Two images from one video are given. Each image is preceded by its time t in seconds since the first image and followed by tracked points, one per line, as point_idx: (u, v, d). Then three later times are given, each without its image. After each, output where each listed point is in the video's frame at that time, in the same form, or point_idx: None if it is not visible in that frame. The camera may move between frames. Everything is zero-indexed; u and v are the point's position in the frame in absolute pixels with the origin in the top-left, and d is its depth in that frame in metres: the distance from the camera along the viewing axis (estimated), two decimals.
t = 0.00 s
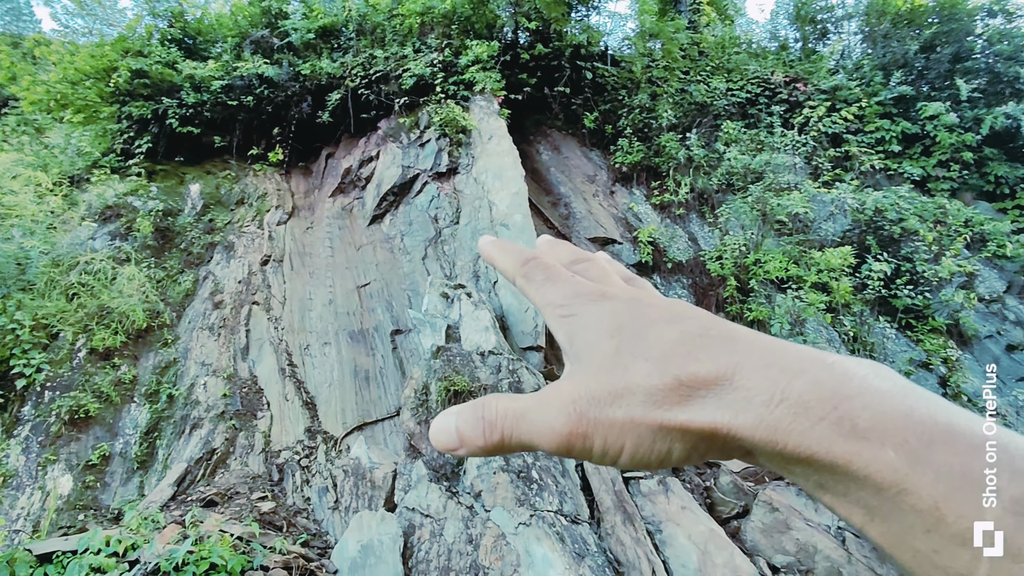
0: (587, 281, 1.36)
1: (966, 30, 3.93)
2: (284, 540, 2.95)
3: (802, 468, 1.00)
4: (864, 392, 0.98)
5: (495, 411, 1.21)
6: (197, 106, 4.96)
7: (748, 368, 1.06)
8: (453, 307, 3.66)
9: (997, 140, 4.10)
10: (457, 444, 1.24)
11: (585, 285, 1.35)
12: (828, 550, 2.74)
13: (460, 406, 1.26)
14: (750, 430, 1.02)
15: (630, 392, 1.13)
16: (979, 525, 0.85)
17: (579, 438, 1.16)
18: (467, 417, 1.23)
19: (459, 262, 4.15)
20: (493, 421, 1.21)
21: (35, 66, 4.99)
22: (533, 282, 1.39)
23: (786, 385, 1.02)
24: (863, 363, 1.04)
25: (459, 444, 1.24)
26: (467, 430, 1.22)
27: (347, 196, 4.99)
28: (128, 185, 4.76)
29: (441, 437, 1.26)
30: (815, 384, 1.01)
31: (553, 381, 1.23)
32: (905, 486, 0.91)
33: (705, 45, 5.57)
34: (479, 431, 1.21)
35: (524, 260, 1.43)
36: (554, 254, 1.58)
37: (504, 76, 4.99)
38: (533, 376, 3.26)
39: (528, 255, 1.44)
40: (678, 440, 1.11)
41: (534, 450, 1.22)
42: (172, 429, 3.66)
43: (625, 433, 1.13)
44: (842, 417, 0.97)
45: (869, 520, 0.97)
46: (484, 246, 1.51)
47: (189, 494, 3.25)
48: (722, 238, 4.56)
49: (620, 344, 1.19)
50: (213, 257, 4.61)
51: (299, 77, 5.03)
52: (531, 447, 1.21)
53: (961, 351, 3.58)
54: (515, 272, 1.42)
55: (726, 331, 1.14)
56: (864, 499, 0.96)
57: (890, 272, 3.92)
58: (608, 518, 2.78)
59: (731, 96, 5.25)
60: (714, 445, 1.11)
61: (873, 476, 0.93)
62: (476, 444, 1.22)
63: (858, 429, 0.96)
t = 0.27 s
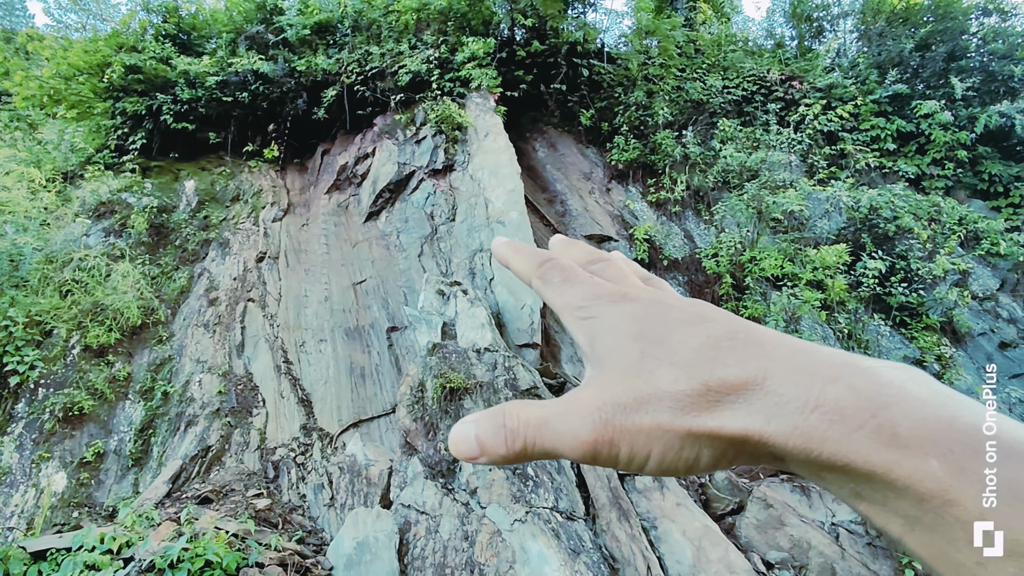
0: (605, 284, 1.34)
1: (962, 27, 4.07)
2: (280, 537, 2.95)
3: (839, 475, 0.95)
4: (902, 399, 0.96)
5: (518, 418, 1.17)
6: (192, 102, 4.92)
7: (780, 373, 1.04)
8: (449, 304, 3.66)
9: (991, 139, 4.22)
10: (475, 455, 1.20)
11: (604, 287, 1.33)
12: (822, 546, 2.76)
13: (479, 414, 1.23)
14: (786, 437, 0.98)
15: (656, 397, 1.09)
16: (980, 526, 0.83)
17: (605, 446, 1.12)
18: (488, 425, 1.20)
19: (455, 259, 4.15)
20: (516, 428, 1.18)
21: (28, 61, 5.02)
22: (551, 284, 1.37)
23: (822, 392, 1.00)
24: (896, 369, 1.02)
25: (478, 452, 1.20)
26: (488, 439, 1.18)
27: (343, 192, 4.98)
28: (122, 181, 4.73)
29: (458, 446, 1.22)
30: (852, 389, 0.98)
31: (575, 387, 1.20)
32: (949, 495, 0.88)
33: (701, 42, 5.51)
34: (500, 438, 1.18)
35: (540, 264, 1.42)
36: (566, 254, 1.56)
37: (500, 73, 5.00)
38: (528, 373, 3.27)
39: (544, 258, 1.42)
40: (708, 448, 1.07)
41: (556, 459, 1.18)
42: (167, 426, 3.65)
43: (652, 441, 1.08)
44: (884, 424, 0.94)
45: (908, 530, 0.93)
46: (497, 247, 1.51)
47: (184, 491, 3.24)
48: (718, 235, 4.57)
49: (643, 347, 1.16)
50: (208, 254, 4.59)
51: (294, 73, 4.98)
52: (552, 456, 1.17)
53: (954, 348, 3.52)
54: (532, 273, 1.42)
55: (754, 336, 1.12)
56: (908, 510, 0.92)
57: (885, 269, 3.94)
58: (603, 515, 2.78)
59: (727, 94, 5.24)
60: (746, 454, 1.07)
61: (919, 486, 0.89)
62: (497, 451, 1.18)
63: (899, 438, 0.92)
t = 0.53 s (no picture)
0: (608, 291, 1.44)
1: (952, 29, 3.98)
2: (272, 536, 2.94)
3: (844, 481, 1.03)
4: (905, 405, 1.02)
5: (520, 427, 1.25)
6: (185, 99, 4.91)
7: (780, 380, 1.12)
8: (442, 303, 3.66)
9: (981, 139, 4.20)
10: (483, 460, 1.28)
11: (607, 294, 1.42)
12: (812, 544, 2.79)
13: (486, 419, 1.31)
14: (787, 442, 1.06)
15: (660, 403, 1.18)
16: (981, 525, 0.89)
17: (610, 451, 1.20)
18: (488, 434, 1.27)
19: (448, 258, 4.14)
20: (518, 434, 1.25)
21: (19, 58, 4.97)
22: (552, 288, 1.49)
23: (822, 398, 1.08)
24: (895, 374, 1.10)
25: (479, 460, 1.29)
26: (495, 444, 1.26)
27: (337, 191, 4.97)
28: (113, 179, 4.70)
29: (464, 455, 1.30)
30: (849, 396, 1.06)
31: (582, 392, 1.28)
32: (954, 503, 0.94)
33: (695, 42, 5.54)
34: (502, 446, 1.25)
35: (543, 272, 1.53)
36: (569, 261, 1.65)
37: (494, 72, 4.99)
38: (521, 372, 3.27)
39: (547, 268, 1.53)
40: (710, 452, 1.16)
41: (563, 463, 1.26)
42: (159, 425, 3.63)
43: (656, 445, 1.17)
44: (884, 430, 1.01)
45: (913, 536, 1.00)
46: (501, 254, 1.63)
47: (175, 491, 3.23)
48: (710, 235, 4.60)
49: (647, 354, 1.24)
50: (200, 252, 4.57)
51: (288, 70, 4.98)
52: (560, 460, 1.25)
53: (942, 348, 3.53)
54: (533, 278, 1.54)
55: (753, 343, 1.21)
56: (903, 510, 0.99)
57: (876, 269, 3.98)
58: (596, 513, 2.79)
59: (720, 94, 5.25)
60: (747, 457, 1.15)
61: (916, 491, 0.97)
62: (499, 459, 1.26)
63: (904, 443, 0.99)
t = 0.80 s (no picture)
0: (633, 271, 1.38)
1: (940, 33, 4.29)
2: (262, 538, 2.93)
3: (900, 471, 1.02)
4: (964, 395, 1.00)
5: (547, 410, 1.16)
6: (174, 98, 4.88)
7: (833, 364, 1.08)
8: (434, 303, 3.65)
9: (969, 142, 4.27)
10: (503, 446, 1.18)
11: (633, 274, 1.37)
12: (801, 543, 2.81)
13: (508, 400, 1.21)
14: (843, 429, 1.03)
15: (702, 386, 1.12)
16: (980, 526, 0.99)
17: (646, 436, 1.13)
18: (512, 416, 1.17)
19: (440, 258, 4.14)
20: (547, 418, 1.15)
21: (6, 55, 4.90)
22: (576, 269, 1.43)
23: (877, 384, 1.04)
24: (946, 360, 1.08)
25: (503, 444, 1.18)
26: (519, 428, 1.16)
27: (328, 191, 4.94)
28: (102, 178, 4.66)
29: (482, 438, 1.19)
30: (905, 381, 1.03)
31: (612, 374, 1.21)
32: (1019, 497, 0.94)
33: (686, 44, 5.65)
34: (529, 431, 1.16)
35: (563, 250, 1.47)
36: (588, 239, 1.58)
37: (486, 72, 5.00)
38: (513, 373, 3.26)
39: (568, 246, 1.47)
40: (754, 438, 1.11)
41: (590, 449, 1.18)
42: (148, 426, 3.60)
43: (697, 430, 1.11)
44: (949, 418, 1.00)
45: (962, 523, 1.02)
46: (517, 231, 1.56)
47: (164, 492, 3.21)
48: (701, 236, 4.60)
49: (682, 336, 1.20)
50: (190, 252, 4.54)
51: (278, 70, 4.96)
52: (590, 446, 1.17)
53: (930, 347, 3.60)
54: (554, 257, 1.47)
55: (796, 325, 1.16)
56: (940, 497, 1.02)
57: (865, 270, 3.99)
58: (587, 513, 2.79)
59: (711, 96, 5.22)
60: (793, 444, 1.11)
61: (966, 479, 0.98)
62: (525, 443, 1.16)
63: (969, 433, 0.97)
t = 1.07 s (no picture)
0: (665, 247, 1.28)
1: (925, 39, 4.62)
2: (250, 541, 2.91)
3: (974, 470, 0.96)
4: None
5: (578, 405, 1.13)
6: (163, 98, 4.84)
7: (899, 352, 1.00)
8: (424, 305, 3.65)
9: (953, 147, 4.54)
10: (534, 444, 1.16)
11: (668, 252, 1.26)
12: (789, 544, 2.82)
13: (536, 396, 1.17)
14: (914, 425, 0.96)
15: (752, 379, 1.05)
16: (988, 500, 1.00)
17: (690, 431, 1.09)
18: (538, 412, 1.14)
19: (430, 260, 4.13)
20: (578, 414, 1.12)
21: None
22: (598, 249, 1.30)
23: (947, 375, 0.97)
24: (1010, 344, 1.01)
25: (527, 441, 1.17)
26: (551, 426, 1.13)
27: (318, 192, 4.92)
28: (89, 178, 4.62)
29: (510, 434, 1.17)
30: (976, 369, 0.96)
31: (651, 366, 1.15)
32: None
33: (676, 48, 5.58)
34: (556, 426, 1.13)
35: (585, 227, 1.34)
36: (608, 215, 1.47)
37: (477, 75, 5.00)
38: (503, 375, 3.26)
39: (591, 221, 1.34)
40: (811, 435, 1.05)
41: (628, 446, 1.14)
42: (134, 429, 3.57)
43: (747, 427, 1.06)
44: None
45: None
46: (531, 208, 1.43)
47: (151, 496, 3.18)
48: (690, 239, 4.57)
49: (728, 322, 1.11)
50: (178, 254, 4.50)
51: (269, 71, 4.93)
52: (628, 442, 1.12)
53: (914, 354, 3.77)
54: (574, 235, 1.35)
55: (855, 307, 1.08)
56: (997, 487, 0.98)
57: (852, 273, 4.05)
58: (576, 515, 2.79)
59: (701, 99, 5.29)
60: (854, 440, 1.05)
61: None
62: (553, 440, 1.14)
63: None
